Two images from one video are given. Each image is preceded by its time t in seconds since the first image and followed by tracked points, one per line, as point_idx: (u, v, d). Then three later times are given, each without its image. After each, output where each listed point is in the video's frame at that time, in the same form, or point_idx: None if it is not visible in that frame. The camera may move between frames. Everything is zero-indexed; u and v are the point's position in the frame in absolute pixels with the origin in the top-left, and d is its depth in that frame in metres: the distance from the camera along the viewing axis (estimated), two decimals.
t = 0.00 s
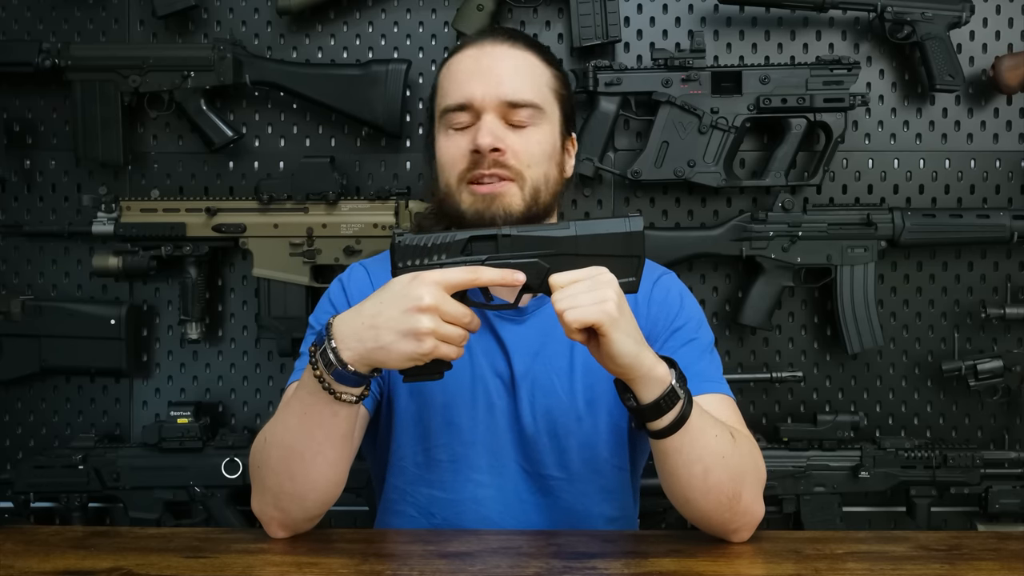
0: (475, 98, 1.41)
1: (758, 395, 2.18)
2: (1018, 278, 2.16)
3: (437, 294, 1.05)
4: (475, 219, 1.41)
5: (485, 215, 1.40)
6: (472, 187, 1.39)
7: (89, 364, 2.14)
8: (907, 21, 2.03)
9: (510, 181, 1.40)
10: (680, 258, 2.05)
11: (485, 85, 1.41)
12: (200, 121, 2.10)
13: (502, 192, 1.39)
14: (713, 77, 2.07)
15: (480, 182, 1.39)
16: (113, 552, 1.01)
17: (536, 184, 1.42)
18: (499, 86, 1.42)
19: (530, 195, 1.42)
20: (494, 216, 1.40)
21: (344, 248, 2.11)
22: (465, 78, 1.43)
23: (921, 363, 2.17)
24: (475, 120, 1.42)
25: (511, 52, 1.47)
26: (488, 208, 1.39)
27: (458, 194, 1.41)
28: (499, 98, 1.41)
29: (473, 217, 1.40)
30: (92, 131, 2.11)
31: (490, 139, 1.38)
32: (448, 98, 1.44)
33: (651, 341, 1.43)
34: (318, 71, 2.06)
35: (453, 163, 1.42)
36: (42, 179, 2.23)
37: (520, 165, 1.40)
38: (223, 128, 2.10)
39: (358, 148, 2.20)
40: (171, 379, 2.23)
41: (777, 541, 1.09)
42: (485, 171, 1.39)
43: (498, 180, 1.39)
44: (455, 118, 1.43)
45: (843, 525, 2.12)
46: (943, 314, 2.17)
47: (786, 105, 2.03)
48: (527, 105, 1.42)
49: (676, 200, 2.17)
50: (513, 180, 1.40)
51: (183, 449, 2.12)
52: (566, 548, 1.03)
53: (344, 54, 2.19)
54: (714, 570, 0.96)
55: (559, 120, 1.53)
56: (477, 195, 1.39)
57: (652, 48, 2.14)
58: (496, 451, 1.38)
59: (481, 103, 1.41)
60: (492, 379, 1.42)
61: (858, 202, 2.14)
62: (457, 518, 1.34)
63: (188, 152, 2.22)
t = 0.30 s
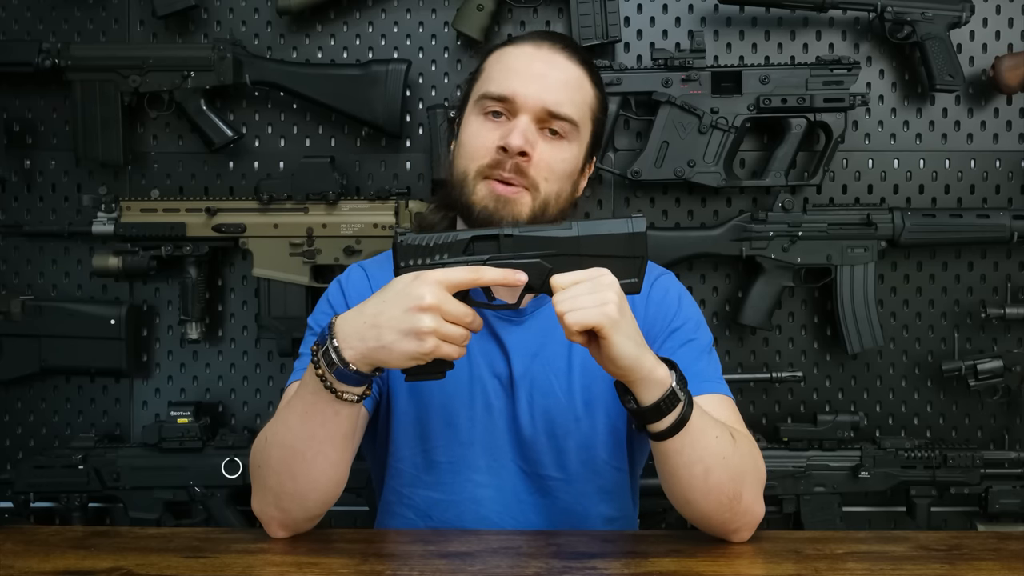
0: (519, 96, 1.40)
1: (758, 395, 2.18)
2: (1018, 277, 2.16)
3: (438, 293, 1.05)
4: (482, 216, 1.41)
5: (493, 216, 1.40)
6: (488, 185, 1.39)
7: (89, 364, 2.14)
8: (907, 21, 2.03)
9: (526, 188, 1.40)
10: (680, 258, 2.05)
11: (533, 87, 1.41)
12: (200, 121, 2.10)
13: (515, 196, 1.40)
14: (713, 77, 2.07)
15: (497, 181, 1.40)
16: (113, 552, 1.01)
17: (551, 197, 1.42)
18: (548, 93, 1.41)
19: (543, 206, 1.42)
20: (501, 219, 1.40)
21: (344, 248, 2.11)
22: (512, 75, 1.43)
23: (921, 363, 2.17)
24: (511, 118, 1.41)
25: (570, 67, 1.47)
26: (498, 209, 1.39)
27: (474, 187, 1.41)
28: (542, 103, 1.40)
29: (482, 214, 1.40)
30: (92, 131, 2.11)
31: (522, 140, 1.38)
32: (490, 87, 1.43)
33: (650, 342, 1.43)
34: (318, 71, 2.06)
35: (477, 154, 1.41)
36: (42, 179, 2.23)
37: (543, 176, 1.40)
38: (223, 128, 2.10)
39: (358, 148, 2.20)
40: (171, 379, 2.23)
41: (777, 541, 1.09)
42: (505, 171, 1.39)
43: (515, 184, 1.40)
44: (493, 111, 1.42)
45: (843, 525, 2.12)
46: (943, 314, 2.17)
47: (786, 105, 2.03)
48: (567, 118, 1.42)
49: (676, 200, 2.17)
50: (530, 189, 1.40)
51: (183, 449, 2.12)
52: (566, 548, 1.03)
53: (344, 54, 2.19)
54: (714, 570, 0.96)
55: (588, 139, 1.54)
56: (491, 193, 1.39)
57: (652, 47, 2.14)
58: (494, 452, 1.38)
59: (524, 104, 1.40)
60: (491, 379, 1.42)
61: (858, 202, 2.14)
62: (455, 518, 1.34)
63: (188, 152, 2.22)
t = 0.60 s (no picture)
0: (532, 105, 1.39)
1: (758, 395, 2.18)
2: (1018, 277, 2.16)
3: (439, 293, 1.05)
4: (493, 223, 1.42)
5: (504, 224, 1.41)
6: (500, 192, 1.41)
7: (89, 364, 2.14)
8: (907, 21, 2.03)
9: (537, 195, 1.41)
10: (680, 258, 2.05)
11: (553, 96, 1.40)
12: (200, 121, 2.10)
13: (527, 204, 1.41)
14: (713, 77, 2.07)
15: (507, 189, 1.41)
16: (113, 552, 1.01)
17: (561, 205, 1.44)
18: (566, 103, 1.41)
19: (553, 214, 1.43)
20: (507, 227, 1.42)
21: (344, 248, 2.11)
22: (532, 80, 1.41)
23: (921, 363, 2.17)
24: (523, 125, 1.41)
25: (586, 75, 1.47)
26: (510, 216, 1.41)
27: (484, 194, 1.42)
28: (560, 114, 1.40)
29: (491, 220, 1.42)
30: (92, 131, 2.11)
31: (537, 151, 1.38)
32: (504, 91, 1.41)
33: (650, 342, 1.43)
34: (318, 71, 2.06)
35: (489, 160, 1.41)
36: (42, 179, 2.23)
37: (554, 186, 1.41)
38: (223, 128, 2.10)
39: (358, 148, 2.20)
40: (171, 379, 2.23)
41: (777, 541, 1.09)
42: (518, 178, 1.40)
43: (527, 192, 1.41)
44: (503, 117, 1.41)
45: (843, 525, 2.12)
46: (943, 314, 2.17)
47: (786, 105, 2.03)
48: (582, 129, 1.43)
49: (676, 200, 2.17)
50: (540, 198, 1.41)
51: (183, 449, 2.12)
52: (567, 548, 1.03)
53: (344, 54, 2.19)
54: (714, 570, 0.96)
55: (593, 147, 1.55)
56: (500, 202, 1.41)
57: (652, 48, 2.14)
58: (495, 453, 1.38)
59: (539, 112, 1.40)
60: (491, 380, 1.42)
61: (858, 202, 2.14)
62: (455, 519, 1.35)
63: (188, 152, 2.22)
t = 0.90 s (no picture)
0: (532, 105, 1.39)
1: (758, 395, 2.18)
2: (1018, 277, 2.16)
3: (439, 293, 1.05)
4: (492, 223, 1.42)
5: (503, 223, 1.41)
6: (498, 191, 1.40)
7: (89, 364, 2.14)
8: (907, 21, 2.03)
9: (536, 195, 1.41)
10: (680, 258, 2.05)
11: (553, 96, 1.40)
12: (200, 121, 2.10)
13: (525, 204, 1.41)
14: (713, 77, 2.07)
15: (505, 189, 1.41)
16: (113, 552, 1.01)
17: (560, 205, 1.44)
18: (566, 104, 1.41)
19: (553, 214, 1.43)
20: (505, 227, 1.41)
21: (344, 248, 2.11)
22: (532, 80, 1.41)
23: (921, 363, 2.17)
24: (523, 125, 1.41)
25: (585, 76, 1.47)
26: (508, 216, 1.40)
27: (483, 193, 1.41)
28: (560, 114, 1.40)
29: (489, 220, 1.42)
30: (92, 131, 2.11)
31: (536, 150, 1.38)
32: (503, 91, 1.41)
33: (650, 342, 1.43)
34: (318, 71, 2.06)
35: (488, 160, 1.41)
36: (42, 179, 2.23)
37: (553, 186, 1.41)
38: (223, 128, 2.10)
39: (358, 148, 2.20)
40: (171, 379, 2.23)
41: (777, 541, 1.09)
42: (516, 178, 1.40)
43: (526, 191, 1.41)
44: (501, 117, 1.41)
45: (843, 525, 2.12)
46: (943, 314, 2.17)
47: (786, 105, 2.03)
48: (582, 130, 1.43)
49: (676, 200, 2.17)
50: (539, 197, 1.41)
51: (183, 449, 2.12)
52: (566, 548, 1.03)
53: (344, 54, 2.19)
54: (714, 570, 0.96)
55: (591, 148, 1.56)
56: (498, 202, 1.40)
57: (652, 47, 2.14)
58: (495, 453, 1.38)
59: (539, 112, 1.40)
60: (491, 380, 1.42)
61: (858, 202, 2.14)
62: (455, 520, 1.35)
63: (188, 152, 2.22)
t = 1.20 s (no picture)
0: (531, 104, 1.40)
1: (758, 395, 2.18)
2: (1018, 277, 2.16)
3: (438, 293, 1.05)
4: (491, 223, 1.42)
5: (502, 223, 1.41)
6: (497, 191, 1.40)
7: (89, 364, 2.14)
8: (907, 21, 2.03)
9: (535, 195, 1.41)
10: (680, 258, 2.05)
11: (551, 96, 1.40)
12: (200, 121, 2.10)
13: (525, 204, 1.41)
14: (713, 77, 2.07)
15: (503, 188, 1.41)
16: (113, 552, 1.01)
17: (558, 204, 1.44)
18: (565, 103, 1.41)
19: (551, 214, 1.43)
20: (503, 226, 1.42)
21: (344, 248, 2.10)
22: (530, 79, 1.41)
23: (921, 363, 2.17)
24: (521, 124, 1.41)
25: (584, 76, 1.47)
26: (508, 216, 1.40)
27: (481, 192, 1.41)
28: (558, 113, 1.40)
29: (487, 219, 1.42)
30: (92, 131, 2.11)
31: (534, 150, 1.38)
32: (502, 90, 1.42)
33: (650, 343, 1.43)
34: (318, 71, 2.06)
35: (486, 159, 1.41)
36: (42, 179, 2.23)
37: (552, 185, 1.41)
38: (223, 128, 2.10)
39: (358, 148, 2.20)
40: (171, 379, 2.23)
41: (777, 541, 1.09)
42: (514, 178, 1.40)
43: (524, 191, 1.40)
44: (500, 116, 1.41)
45: (843, 525, 2.12)
46: (943, 314, 2.17)
47: (786, 105, 2.03)
48: (580, 129, 1.43)
49: (676, 200, 2.17)
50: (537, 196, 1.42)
51: (183, 449, 2.12)
52: (566, 548, 1.03)
53: (344, 54, 2.19)
54: (714, 569, 0.96)
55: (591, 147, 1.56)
56: (495, 200, 1.40)
57: (652, 47, 2.14)
58: (495, 453, 1.38)
59: (537, 111, 1.40)
60: (491, 381, 1.42)
61: (858, 202, 2.14)
62: (455, 520, 1.34)
63: (188, 152, 2.22)
